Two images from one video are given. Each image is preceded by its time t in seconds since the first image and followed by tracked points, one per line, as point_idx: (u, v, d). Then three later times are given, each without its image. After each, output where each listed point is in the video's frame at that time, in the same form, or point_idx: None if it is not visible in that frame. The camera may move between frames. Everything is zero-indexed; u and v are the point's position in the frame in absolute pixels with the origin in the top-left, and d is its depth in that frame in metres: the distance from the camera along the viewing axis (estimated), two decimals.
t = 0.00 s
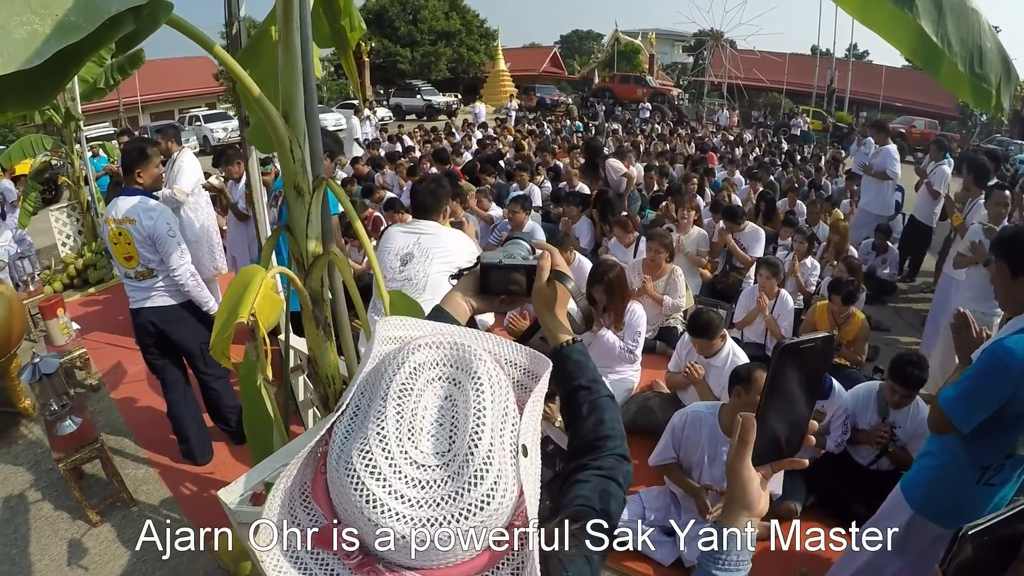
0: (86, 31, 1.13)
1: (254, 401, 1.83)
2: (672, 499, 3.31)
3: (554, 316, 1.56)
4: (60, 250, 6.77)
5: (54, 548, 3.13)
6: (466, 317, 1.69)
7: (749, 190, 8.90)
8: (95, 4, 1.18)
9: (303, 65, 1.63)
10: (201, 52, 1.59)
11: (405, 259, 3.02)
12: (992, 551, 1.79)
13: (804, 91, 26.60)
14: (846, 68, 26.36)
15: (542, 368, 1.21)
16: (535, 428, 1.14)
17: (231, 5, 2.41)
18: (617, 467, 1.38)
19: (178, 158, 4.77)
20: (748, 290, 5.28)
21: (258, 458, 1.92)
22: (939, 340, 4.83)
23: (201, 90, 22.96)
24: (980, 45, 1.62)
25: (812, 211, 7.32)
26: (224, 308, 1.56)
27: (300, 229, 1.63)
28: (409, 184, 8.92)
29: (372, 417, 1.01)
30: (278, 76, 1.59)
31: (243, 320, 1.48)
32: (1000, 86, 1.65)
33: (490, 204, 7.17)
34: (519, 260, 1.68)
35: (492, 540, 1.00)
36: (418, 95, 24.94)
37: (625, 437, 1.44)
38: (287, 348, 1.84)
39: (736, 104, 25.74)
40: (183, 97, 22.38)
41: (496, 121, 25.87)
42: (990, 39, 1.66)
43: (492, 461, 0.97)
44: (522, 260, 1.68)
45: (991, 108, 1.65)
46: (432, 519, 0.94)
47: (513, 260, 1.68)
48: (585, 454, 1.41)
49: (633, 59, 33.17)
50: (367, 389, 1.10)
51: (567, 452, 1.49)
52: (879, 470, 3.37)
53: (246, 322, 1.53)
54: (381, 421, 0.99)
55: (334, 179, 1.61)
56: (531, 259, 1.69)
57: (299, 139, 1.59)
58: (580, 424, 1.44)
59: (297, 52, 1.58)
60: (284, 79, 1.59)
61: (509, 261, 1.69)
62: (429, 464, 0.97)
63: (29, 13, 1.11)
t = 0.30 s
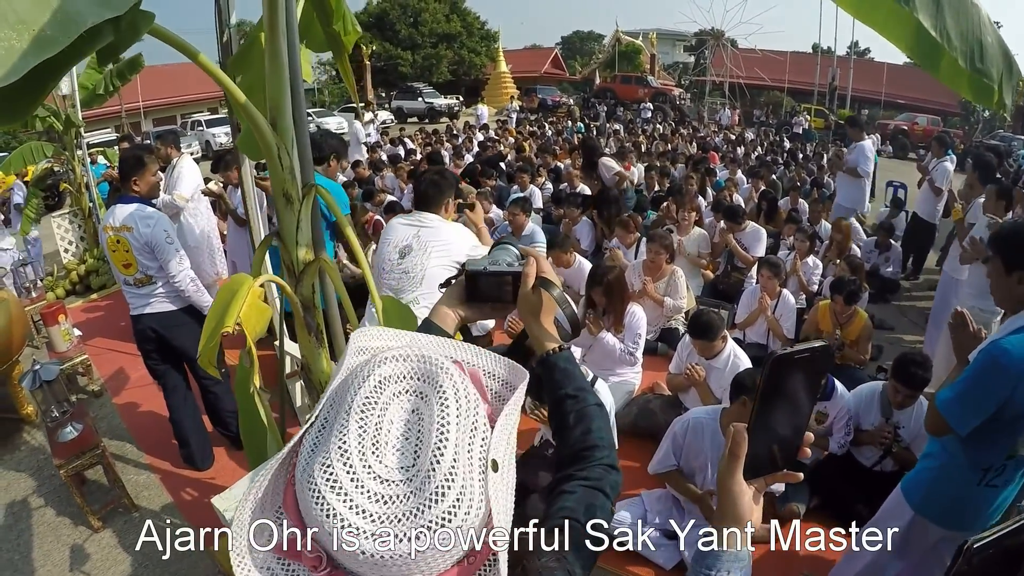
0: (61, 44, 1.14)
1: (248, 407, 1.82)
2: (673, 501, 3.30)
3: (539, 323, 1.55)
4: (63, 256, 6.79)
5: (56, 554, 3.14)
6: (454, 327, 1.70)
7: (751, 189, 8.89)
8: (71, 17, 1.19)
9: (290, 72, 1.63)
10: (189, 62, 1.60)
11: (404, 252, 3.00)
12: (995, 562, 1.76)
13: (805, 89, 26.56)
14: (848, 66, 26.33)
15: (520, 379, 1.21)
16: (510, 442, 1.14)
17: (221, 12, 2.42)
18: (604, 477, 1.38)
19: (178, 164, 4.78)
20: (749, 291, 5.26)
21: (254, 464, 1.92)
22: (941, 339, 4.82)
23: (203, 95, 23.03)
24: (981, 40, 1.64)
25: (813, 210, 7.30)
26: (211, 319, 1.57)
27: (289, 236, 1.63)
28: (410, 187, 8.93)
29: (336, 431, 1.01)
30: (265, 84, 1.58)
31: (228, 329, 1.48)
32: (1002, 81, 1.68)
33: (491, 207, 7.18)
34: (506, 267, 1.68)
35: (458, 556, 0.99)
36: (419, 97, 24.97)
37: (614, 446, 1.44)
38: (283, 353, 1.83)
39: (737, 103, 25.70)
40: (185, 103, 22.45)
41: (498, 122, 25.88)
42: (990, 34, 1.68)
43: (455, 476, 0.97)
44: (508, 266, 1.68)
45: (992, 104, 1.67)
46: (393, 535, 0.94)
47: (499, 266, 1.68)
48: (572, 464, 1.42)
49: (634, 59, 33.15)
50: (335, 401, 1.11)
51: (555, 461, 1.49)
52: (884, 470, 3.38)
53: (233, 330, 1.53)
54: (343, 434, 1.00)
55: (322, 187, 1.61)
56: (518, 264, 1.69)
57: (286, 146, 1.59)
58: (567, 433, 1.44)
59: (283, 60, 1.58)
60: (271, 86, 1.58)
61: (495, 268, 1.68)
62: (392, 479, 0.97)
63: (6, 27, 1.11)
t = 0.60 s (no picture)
0: (52, 43, 1.14)
1: (251, 409, 1.82)
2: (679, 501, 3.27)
3: (543, 325, 1.55)
4: (70, 258, 6.83)
5: (64, 554, 3.16)
6: (457, 330, 1.71)
7: (758, 184, 8.84)
8: (63, 17, 1.19)
9: (288, 71, 1.62)
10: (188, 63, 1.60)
11: (419, 247, 2.92)
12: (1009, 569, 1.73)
13: (812, 83, 26.39)
14: (855, 59, 26.14)
15: (518, 380, 1.20)
16: (505, 444, 1.12)
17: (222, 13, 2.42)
18: (607, 481, 1.38)
19: (182, 165, 4.75)
20: (756, 287, 5.23)
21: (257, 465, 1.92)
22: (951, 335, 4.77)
23: (210, 96, 23.15)
24: (992, 27, 1.63)
25: (821, 205, 7.25)
26: (210, 321, 1.56)
27: (290, 237, 1.63)
28: (415, 186, 8.93)
29: (325, 433, 1.01)
30: (264, 84, 1.57)
31: (226, 331, 1.47)
32: (1016, 69, 1.65)
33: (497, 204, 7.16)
34: (509, 269, 1.67)
35: (448, 560, 0.98)
36: (425, 96, 24.98)
37: (617, 449, 1.43)
38: (285, 354, 1.83)
39: (744, 98, 25.56)
40: (193, 104, 22.60)
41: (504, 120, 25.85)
42: (1002, 22, 1.67)
43: (443, 481, 0.96)
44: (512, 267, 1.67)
45: (1005, 93, 1.65)
46: (380, 539, 0.93)
47: (501, 269, 1.67)
48: (574, 467, 1.41)
49: (639, 55, 33.06)
50: (327, 401, 1.11)
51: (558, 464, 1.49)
52: (893, 468, 3.33)
53: (232, 332, 1.52)
54: (331, 436, 0.99)
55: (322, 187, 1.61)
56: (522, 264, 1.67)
57: (286, 145, 1.58)
58: (570, 436, 1.43)
59: (282, 59, 1.57)
60: (269, 86, 1.58)
61: (497, 269, 1.68)
62: (380, 482, 0.97)
63: None
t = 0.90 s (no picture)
0: (50, 32, 1.13)
1: (240, 409, 1.80)
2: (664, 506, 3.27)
3: (535, 331, 1.54)
4: (55, 251, 6.75)
5: (46, 551, 3.12)
6: (448, 333, 1.70)
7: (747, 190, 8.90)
8: (60, 7, 1.17)
9: (284, 69, 1.61)
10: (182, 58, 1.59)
11: (416, 247, 2.90)
12: None
13: (802, 91, 26.64)
14: (845, 68, 26.43)
15: (513, 383, 1.19)
16: (497, 445, 1.12)
17: (216, 7, 2.40)
18: (595, 485, 1.38)
19: (172, 159, 4.80)
20: (743, 293, 5.26)
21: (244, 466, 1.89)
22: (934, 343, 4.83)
23: (200, 90, 22.98)
24: (990, 40, 1.65)
25: (809, 212, 7.32)
26: (201, 318, 1.55)
27: (282, 235, 1.61)
28: (406, 185, 8.90)
29: (319, 430, 1.00)
30: (259, 80, 1.56)
31: (219, 330, 1.45)
32: (1012, 83, 1.68)
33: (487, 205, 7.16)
34: (501, 274, 1.67)
35: (438, 559, 0.98)
36: (416, 95, 24.93)
37: (605, 453, 1.43)
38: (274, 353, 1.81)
39: (734, 104, 25.74)
40: (183, 97, 22.43)
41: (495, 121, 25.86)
42: (999, 35, 1.69)
43: (435, 480, 0.95)
44: (504, 273, 1.67)
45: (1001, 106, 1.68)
46: (371, 536, 0.92)
47: (494, 273, 1.67)
48: (563, 471, 1.41)
49: (631, 60, 33.21)
50: (323, 399, 1.10)
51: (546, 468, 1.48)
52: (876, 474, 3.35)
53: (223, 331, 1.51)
54: (325, 434, 0.99)
55: (316, 186, 1.60)
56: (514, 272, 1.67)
57: (280, 144, 1.57)
58: (559, 440, 1.43)
59: (278, 57, 1.56)
60: (265, 83, 1.57)
61: (491, 275, 1.68)
62: (373, 480, 0.96)
63: None
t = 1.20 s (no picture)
0: (79, 20, 1.14)
1: (248, 408, 1.78)
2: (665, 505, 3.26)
3: (545, 329, 1.54)
4: (53, 246, 6.72)
5: (45, 547, 3.10)
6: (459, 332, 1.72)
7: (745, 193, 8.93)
8: None
9: (298, 66, 1.61)
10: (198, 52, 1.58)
11: (424, 247, 2.90)
12: None
13: (800, 96, 26.73)
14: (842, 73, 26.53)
15: (530, 378, 1.20)
16: (517, 439, 1.12)
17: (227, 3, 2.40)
18: (604, 480, 1.38)
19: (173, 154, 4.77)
20: (741, 296, 5.27)
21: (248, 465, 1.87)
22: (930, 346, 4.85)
23: (198, 86, 22.90)
24: (996, 52, 1.66)
25: (807, 216, 7.34)
26: (216, 316, 1.54)
27: (294, 232, 1.61)
28: (404, 184, 8.89)
29: (347, 422, 1.00)
30: (273, 75, 1.56)
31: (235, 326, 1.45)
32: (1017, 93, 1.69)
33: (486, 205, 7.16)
34: (512, 272, 1.67)
35: (463, 548, 0.98)
36: (415, 94, 24.90)
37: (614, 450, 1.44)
38: (281, 350, 1.80)
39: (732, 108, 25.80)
40: (180, 93, 22.34)
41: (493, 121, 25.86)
42: (1004, 47, 1.70)
43: (463, 471, 0.96)
44: (515, 271, 1.67)
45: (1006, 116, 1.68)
46: (401, 526, 0.92)
47: (506, 271, 1.67)
48: (572, 467, 1.41)
49: (630, 62, 33.26)
50: (346, 392, 1.09)
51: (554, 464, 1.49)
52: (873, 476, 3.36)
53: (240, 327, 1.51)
54: (354, 425, 0.98)
55: (328, 183, 1.59)
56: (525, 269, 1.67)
57: (293, 141, 1.57)
58: (568, 436, 1.44)
59: (292, 54, 1.55)
60: (279, 80, 1.56)
61: (502, 273, 1.67)
62: (401, 471, 0.96)
63: (24, 3, 1.11)
